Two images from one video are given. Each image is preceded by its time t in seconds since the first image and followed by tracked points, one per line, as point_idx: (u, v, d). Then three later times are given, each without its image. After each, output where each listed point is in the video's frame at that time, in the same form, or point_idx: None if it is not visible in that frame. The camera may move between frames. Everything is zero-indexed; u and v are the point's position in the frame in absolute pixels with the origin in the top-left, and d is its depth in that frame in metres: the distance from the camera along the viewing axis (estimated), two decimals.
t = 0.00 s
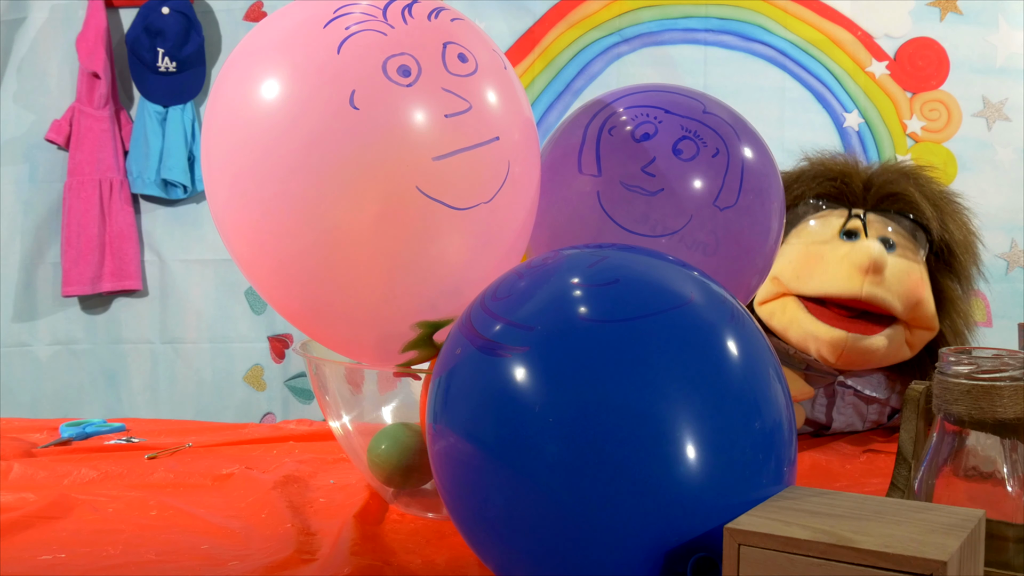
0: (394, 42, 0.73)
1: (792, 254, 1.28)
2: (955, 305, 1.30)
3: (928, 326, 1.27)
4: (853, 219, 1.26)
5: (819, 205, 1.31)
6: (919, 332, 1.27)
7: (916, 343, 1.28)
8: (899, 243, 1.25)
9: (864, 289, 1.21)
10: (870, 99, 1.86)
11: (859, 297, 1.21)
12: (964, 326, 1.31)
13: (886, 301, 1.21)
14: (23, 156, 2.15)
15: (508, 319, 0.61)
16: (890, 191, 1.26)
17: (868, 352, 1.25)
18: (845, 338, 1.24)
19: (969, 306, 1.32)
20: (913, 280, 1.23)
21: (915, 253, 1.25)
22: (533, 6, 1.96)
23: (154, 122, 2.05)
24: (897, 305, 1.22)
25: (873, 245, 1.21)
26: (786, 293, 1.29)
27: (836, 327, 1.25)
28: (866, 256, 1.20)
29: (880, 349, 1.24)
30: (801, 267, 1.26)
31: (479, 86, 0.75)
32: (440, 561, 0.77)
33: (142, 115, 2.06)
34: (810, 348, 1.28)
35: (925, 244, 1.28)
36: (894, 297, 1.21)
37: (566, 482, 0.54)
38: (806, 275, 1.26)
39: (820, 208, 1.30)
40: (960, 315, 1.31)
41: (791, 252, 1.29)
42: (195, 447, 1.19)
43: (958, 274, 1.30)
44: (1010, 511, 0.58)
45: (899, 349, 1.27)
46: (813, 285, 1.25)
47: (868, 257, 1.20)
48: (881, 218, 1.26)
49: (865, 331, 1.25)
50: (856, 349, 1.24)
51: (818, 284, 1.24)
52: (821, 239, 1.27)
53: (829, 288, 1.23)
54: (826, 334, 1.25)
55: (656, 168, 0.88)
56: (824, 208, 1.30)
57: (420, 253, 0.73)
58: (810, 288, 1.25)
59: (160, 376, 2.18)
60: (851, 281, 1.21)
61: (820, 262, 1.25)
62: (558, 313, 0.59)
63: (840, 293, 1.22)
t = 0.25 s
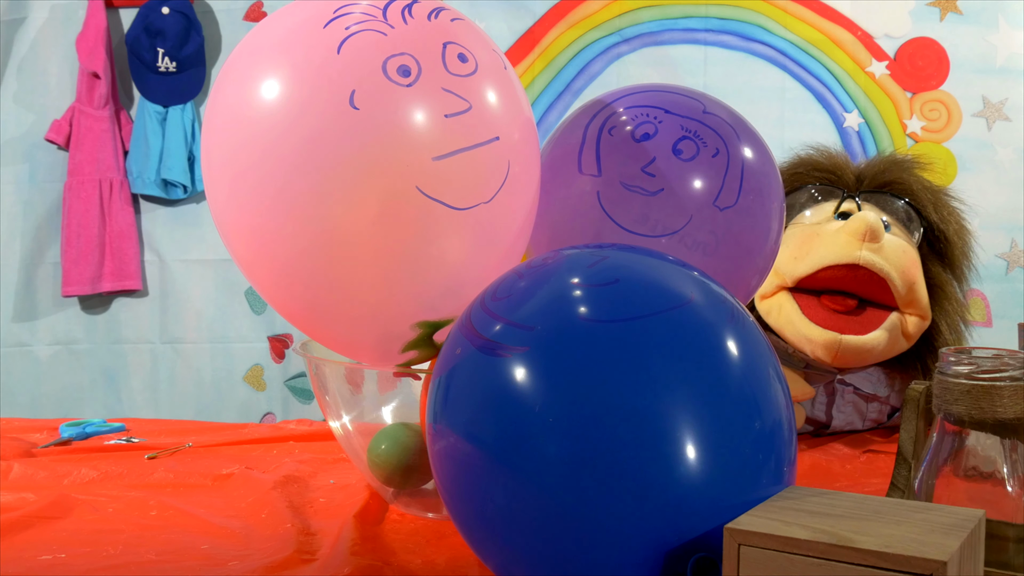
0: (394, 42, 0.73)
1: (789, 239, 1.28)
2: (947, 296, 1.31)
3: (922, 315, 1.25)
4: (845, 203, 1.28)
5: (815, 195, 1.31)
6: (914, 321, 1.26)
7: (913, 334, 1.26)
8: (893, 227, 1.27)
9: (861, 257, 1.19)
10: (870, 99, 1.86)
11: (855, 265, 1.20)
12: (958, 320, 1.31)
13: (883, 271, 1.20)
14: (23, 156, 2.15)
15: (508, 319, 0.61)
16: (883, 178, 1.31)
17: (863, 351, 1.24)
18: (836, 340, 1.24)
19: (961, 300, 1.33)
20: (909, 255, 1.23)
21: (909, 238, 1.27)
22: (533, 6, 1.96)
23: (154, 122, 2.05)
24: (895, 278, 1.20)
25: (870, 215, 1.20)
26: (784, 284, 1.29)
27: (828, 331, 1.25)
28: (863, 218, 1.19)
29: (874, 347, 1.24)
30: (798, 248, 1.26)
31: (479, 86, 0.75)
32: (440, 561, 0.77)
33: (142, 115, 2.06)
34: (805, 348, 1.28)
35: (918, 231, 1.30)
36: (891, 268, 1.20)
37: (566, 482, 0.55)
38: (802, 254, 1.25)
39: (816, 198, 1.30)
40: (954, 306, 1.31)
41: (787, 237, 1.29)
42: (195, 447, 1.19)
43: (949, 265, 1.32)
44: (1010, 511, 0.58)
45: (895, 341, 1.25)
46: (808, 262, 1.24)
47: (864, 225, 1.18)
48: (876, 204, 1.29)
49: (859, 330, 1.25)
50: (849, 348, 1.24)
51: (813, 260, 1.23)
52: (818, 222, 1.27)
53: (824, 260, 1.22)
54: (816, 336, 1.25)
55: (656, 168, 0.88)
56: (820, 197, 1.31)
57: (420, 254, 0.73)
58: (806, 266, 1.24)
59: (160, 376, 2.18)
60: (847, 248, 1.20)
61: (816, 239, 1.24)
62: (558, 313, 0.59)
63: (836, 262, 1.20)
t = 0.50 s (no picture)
0: (394, 42, 0.73)
1: (792, 246, 1.29)
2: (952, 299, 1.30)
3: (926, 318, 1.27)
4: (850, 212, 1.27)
5: (818, 200, 1.31)
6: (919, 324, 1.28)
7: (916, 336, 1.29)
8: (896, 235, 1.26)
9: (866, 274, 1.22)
10: (870, 99, 1.86)
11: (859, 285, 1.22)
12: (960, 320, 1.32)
13: (887, 288, 1.22)
14: (23, 156, 2.15)
15: (508, 319, 0.61)
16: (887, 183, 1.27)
17: (870, 342, 1.25)
18: (847, 330, 1.25)
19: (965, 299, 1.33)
20: (912, 266, 1.23)
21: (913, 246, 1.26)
22: (533, 6, 1.96)
23: (154, 122, 2.05)
24: (898, 292, 1.23)
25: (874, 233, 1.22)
26: (788, 286, 1.30)
27: (839, 319, 1.27)
28: (868, 240, 1.21)
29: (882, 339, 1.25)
30: (802, 257, 1.27)
31: (479, 86, 0.75)
32: (440, 561, 0.77)
33: (142, 115, 2.06)
34: (812, 340, 1.29)
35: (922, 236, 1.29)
36: (894, 284, 1.22)
37: (566, 482, 0.55)
38: (805, 265, 1.27)
39: (817, 203, 1.31)
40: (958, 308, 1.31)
41: (790, 244, 1.30)
42: (195, 447, 1.19)
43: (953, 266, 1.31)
44: (1010, 511, 0.58)
45: (898, 341, 1.27)
46: (812, 274, 1.26)
47: (869, 243, 1.21)
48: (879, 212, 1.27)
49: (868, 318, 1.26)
50: (858, 338, 1.25)
51: (817, 273, 1.25)
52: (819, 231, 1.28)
53: (829, 276, 1.24)
54: (829, 325, 1.26)
55: (656, 168, 0.88)
56: (822, 203, 1.31)
57: (420, 253, 0.73)
58: (810, 277, 1.26)
59: (160, 376, 2.18)
60: (852, 266, 1.22)
61: (820, 252, 1.25)
62: (558, 313, 0.59)
63: (841, 281, 1.22)
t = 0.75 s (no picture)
0: (393, 42, 0.73)
1: (798, 253, 1.28)
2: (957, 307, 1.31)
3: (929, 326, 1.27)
4: (859, 220, 1.25)
5: (823, 206, 1.30)
6: (921, 332, 1.28)
7: (918, 343, 1.29)
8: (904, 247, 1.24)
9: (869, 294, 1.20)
10: (870, 99, 1.86)
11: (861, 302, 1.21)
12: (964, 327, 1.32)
13: (889, 305, 1.21)
14: (23, 156, 2.15)
15: (508, 319, 0.61)
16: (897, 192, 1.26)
17: (873, 347, 1.25)
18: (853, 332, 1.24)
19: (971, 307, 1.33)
20: (917, 281, 1.22)
21: (921, 256, 1.25)
22: (533, 6, 1.96)
23: (154, 122, 2.05)
24: (900, 309, 1.22)
25: (879, 249, 1.19)
26: (791, 290, 1.29)
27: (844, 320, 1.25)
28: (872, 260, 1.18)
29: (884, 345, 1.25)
30: (806, 268, 1.26)
31: (479, 86, 0.75)
32: (440, 561, 0.77)
33: (142, 115, 2.06)
34: (815, 342, 1.28)
35: (930, 245, 1.28)
36: (897, 301, 1.21)
37: (566, 482, 0.54)
38: (809, 277, 1.25)
39: (824, 209, 1.29)
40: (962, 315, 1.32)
41: (796, 252, 1.28)
42: (195, 447, 1.19)
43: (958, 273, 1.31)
44: (1010, 511, 0.58)
45: (900, 348, 1.27)
46: (815, 288, 1.25)
47: (873, 262, 1.18)
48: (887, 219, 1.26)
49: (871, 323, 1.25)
50: (861, 342, 1.24)
51: (820, 287, 1.24)
52: (824, 240, 1.26)
53: (832, 292, 1.23)
54: (834, 327, 1.25)
55: (656, 168, 0.88)
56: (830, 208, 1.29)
57: (420, 253, 0.73)
58: (812, 290, 1.25)
59: (160, 376, 2.18)
60: (855, 286, 1.20)
61: (824, 265, 1.24)
62: (558, 313, 0.59)
63: (843, 297, 1.22)
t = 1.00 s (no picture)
0: (393, 42, 0.73)
1: (806, 258, 1.28)
2: (963, 313, 1.30)
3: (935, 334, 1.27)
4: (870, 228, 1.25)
5: (831, 211, 1.29)
6: (926, 340, 1.28)
7: (923, 348, 1.29)
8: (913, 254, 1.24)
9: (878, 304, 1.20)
10: (870, 99, 1.86)
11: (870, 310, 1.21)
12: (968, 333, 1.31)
13: (898, 316, 1.21)
14: (23, 156, 2.15)
15: (508, 319, 0.61)
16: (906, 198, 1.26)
17: (880, 352, 1.25)
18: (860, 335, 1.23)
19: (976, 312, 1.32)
20: (927, 292, 1.22)
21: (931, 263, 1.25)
22: (532, 6, 1.96)
23: (154, 122, 2.05)
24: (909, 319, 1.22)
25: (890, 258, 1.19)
26: (798, 294, 1.29)
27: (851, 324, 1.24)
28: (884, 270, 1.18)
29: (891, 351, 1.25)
30: (815, 275, 1.26)
31: (479, 86, 0.75)
32: (440, 561, 0.77)
33: (142, 115, 2.06)
34: (823, 345, 1.27)
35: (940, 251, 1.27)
36: (905, 311, 1.21)
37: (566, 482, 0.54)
38: (818, 284, 1.25)
39: (832, 214, 1.29)
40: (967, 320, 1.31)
41: (805, 258, 1.28)
42: (195, 447, 1.19)
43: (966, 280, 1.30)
44: (1011, 511, 0.58)
45: (905, 354, 1.27)
46: (823, 296, 1.25)
47: (885, 273, 1.18)
48: (896, 225, 1.25)
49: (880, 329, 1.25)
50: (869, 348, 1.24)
51: (829, 294, 1.24)
52: (835, 247, 1.25)
53: (841, 300, 1.23)
54: (842, 330, 1.24)
55: (656, 168, 0.88)
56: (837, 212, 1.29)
57: (420, 253, 0.73)
58: (821, 298, 1.25)
59: (160, 376, 2.18)
60: (865, 295, 1.20)
61: (834, 272, 1.24)
62: (558, 313, 0.59)
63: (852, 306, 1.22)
